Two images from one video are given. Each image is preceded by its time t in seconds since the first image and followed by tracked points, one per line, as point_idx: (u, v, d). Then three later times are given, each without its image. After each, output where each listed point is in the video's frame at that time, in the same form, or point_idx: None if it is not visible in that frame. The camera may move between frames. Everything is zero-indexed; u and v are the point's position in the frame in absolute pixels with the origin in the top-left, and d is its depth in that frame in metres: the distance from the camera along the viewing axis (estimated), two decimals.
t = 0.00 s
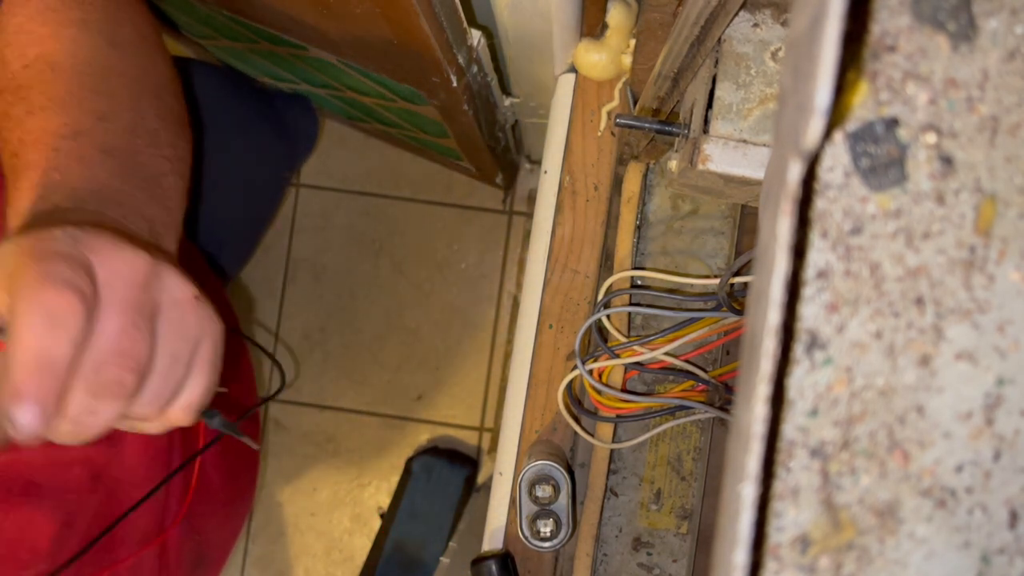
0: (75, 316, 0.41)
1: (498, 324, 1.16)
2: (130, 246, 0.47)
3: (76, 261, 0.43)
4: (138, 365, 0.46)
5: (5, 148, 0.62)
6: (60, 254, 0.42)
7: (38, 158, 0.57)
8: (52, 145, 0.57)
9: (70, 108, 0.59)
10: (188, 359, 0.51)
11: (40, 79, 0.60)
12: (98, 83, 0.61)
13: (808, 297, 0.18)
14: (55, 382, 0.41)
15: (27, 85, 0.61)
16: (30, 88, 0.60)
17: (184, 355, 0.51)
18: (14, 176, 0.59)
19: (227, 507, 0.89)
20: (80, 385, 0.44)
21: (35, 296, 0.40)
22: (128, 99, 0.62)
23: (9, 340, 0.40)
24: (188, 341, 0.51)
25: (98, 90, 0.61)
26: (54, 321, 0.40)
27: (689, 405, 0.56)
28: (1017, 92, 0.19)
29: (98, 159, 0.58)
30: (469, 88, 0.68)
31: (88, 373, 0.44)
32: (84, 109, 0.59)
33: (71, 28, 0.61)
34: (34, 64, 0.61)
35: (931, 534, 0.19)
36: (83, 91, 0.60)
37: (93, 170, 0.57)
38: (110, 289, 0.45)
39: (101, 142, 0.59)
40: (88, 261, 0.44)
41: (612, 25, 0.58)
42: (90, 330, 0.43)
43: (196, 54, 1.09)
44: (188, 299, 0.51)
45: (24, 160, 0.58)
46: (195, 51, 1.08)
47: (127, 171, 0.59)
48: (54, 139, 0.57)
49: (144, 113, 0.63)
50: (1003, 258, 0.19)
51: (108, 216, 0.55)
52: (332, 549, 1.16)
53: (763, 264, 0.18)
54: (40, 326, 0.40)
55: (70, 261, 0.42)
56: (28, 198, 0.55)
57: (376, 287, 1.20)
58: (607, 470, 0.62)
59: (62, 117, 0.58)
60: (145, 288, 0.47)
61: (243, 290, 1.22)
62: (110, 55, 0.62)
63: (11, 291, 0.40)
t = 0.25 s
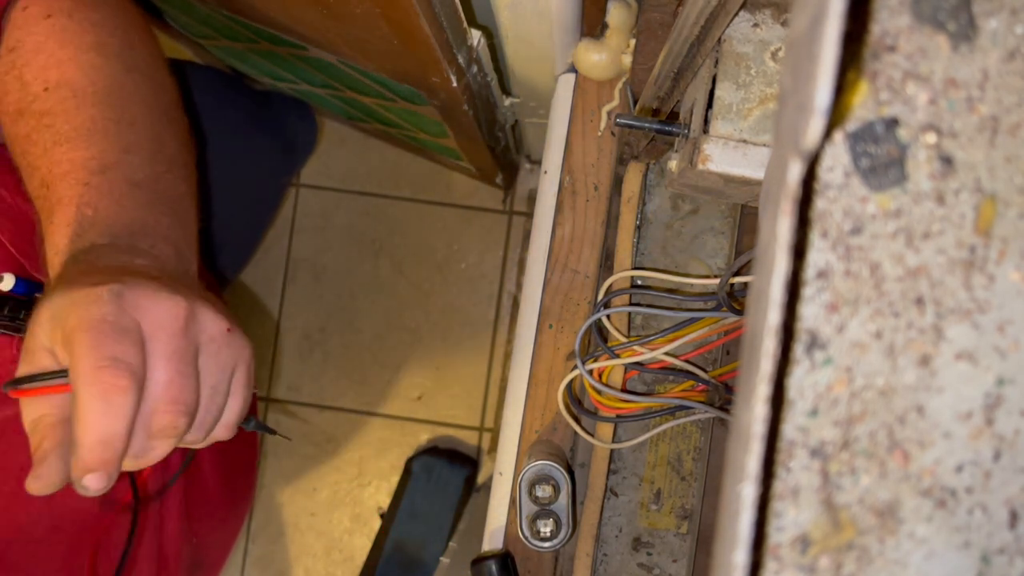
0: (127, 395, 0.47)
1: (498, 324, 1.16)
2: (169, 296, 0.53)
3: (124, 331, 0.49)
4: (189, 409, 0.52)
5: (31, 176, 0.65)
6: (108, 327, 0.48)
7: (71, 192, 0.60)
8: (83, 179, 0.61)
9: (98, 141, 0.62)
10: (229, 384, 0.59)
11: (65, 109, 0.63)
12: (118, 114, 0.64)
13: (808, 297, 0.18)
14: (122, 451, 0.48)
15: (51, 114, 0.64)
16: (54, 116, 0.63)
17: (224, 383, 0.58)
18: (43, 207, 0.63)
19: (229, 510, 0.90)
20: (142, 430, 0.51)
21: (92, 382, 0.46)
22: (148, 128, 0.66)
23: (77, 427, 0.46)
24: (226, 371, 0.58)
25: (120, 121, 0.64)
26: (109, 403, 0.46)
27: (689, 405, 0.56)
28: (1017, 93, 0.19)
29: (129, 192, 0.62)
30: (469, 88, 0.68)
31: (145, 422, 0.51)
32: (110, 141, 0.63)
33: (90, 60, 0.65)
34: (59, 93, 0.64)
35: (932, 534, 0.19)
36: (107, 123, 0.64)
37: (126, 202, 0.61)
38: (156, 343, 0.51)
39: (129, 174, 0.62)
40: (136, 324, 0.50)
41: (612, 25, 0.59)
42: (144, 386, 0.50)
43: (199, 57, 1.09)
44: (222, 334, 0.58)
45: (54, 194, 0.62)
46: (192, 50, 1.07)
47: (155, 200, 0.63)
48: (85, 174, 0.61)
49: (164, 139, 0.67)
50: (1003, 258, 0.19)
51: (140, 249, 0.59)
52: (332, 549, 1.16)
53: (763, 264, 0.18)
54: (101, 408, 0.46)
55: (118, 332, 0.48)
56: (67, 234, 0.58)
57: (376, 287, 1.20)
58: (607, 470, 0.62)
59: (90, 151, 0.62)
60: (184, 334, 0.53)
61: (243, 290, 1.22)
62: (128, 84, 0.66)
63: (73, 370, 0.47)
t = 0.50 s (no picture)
0: (81, 423, 0.46)
1: (498, 324, 1.16)
2: (132, 318, 0.53)
3: (82, 357, 0.48)
4: (149, 434, 0.51)
5: (26, 182, 0.66)
6: (66, 353, 0.47)
7: (60, 204, 0.61)
8: (71, 190, 0.61)
9: (90, 151, 0.63)
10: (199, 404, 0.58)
11: (60, 117, 0.64)
12: (112, 124, 0.65)
13: (808, 297, 0.18)
14: (75, 478, 0.47)
15: (47, 122, 0.64)
16: (49, 124, 0.64)
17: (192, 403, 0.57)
18: (36, 214, 0.64)
19: (223, 510, 0.88)
20: (101, 455, 0.50)
21: (44, 410, 0.45)
22: (142, 136, 0.66)
23: (30, 455, 0.45)
24: (193, 392, 0.56)
25: (115, 130, 0.64)
26: (63, 432, 0.45)
27: (689, 405, 0.56)
28: (1017, 93, 0.19)
29: (117, 203, 0.62)
30: (469, 89, 0.68)
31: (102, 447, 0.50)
32: (102, 151, 0.63)
33: (90, 68, 0.65)
34: (55, 100, 0.64)
35: (932, 534, 0.19)
36: (101, 132, 0.64)
37: (112, 213, 0.61)
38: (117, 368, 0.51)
39: (118, 184, 0.63)
40: (97, 349, 0.49)
41: (612, 24, 0.59)
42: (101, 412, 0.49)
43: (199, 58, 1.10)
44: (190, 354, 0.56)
45: (45, 204, 0.63)
46: (190, 50, 1.07)
47: (144, 209, 0.64)
48: (74, 185, 0.62)
49: (157, 147, 0.67)
50: (1003, 258, 0.19)
51: (124, 261, 0.59)
52: (332, 549, 1.16)
53: (762, 264, 0.18)
54: (53, 437, 0.45)
55: (75, 358, 0.48)
56: (54, 247, 0.60)
57: (377, 287, 1.20)
58: (607, 470, 0.62)
59: (81, 162, 0.62)
60: (147, 357, 0.52)
61: (243, 291, 1.22)
62: (124, 91, 0.66)
63: (30, 397, 0.46)
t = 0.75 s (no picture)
0: (110, 444, 0.48)
1: (498, 324, 1.16)
2: (155, 332, 0.53)
3: (109, 377, 0.49)
4: (173, 447, 0.52)
5: (37, 179, 0.66)
6: (93, 373, 0.49)
7: (73, 203, 0.62)
8: (84, 189, 0.62)
9: (101, 149, 0.63)
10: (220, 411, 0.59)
11: (70, 115, 0.64)
12: (122, 122, 0.64)
13: (808, 297, 0.18)
14: (105, 494, 0.48)
15: (58, 119, 0.64)
16: (60, 122, 0.64)
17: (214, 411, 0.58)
18: (49, 212, 0.64)
19: (221, 510, 0.88)
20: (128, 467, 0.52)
21: (75, 433, 0.47)
22: (151, 135, 0.66)
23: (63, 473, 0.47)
24: (213, 401, 0.58)
25: (124, 129, 0.64)
26: (93, 453, 0.47)
27: (689, 405, 0.56)
28: (1017, 93, 0.19)
29: (128, 202, 0.62)
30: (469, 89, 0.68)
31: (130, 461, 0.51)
32: (112, 149, 0.63)
33: (99, 66, 0.65)
34: (65, 98, 0.64)
35: (932, 534, 0.19)
36: (111, 131, 0.64)
37: (124, 212, 0.61)
38: (142, 383, 0.52)
39: (129, 182, 0.63)
40: (123, 366, 0.51)
41: (612, 24, 0.59)
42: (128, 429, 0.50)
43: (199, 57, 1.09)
44: (210, 364, 0.57)
45: (58, 202, 0.63)
46: (191, 49, 1.07)
47: (155, 207, 0.64)
48: (87, 184, 0.62)
49: (166, 145, 0.67)
50: (1003, 258, 0.19)
51: (139, 262, 0.60)
52: (332, 549, 1.16)
53: (762, 264, 0.18)
54: (84, 457, 0.47)
55: (102, 379, 0.49)
56: (69, 246, 0.60)
57: (376, 287, 1.20)
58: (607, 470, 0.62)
59: (93, 160, 0.62)
60: (172, 371, 0.53)
61: (243, 290, 1.22)
62: (133, 89, 0.66)
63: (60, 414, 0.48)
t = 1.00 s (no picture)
0: (108, 464, 0.48)
1: (498, 324, 1.16)
2: (152, 347, 0.53)
3: (105, 396, 0.50)
4: (172, 463, 0.52)
5: (37, 188, 0.66)
6: (89, 393, 0.49)
7: (72, 213, 0.61)
8: (83, 200, 0.61)
9: (101, 158, 0.63)
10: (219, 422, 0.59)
11: (69, 123, 0.63)
12: (121, 130, 0.64)
13: (808, 297, 0.18)
14: (105, 511, 0.49)
15: (57, 128, 0.64)
16: (59, 130, 0.64)
17: (213, 423, 0.58)
18: (48, 222, 0.64)
19: (222, 509, 0.89)
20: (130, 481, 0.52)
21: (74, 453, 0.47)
22: (151, 142, 0.66)
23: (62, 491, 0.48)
24: (212, 414, 0.58)
25: (123, 136, 0.64)
26: (91, 473, 0.48)
27: (688, 405, 0.56)
28: (1017, 93, 0.19)
29: (128, 211, 0.62)
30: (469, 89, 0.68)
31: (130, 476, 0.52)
32: (112, 157, 0.63)
33: (97, 73, 0.65)
34: (64, 106, 0.64)
35: (932, 534, 0.19)
36: (111, 139, 0.64)
37: (124, 222, 0.61)
38: (140, 400, 0.52)
39: (129, 191, 0.63)
40: (119, 383, 0.51)
41: (612, 24, 0.59)
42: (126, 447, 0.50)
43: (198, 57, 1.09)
44: (208, 376, 0.57)
45: (57, 213, 0.63)
46: (190, 49, 1.06)
47: (155, 216, 0.63)
48: (85, 194, 0.61)
49: (166, 152, 0.67)
50: (1003, 258, 0.19)
51: (138, 272, 0.60)
52: (332, 549, 1.16)
53: (762, 264, 0.18)
54: (82, 477, 0.47)
55: (99, 398, 0.49)
56: (69, 258, 0.60)
57: (376, 287, 1.20)
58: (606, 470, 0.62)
59: (92, 169, 0.62)
60: (168, 386, 0.53)
61: (243, 290, 1.22)
62: (132, 96, 0.66)
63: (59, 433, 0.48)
